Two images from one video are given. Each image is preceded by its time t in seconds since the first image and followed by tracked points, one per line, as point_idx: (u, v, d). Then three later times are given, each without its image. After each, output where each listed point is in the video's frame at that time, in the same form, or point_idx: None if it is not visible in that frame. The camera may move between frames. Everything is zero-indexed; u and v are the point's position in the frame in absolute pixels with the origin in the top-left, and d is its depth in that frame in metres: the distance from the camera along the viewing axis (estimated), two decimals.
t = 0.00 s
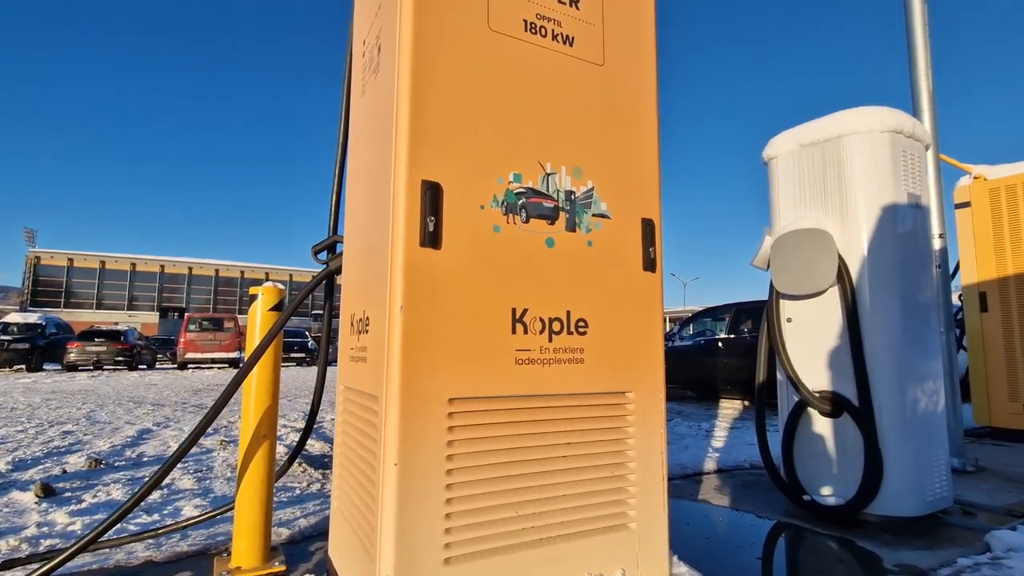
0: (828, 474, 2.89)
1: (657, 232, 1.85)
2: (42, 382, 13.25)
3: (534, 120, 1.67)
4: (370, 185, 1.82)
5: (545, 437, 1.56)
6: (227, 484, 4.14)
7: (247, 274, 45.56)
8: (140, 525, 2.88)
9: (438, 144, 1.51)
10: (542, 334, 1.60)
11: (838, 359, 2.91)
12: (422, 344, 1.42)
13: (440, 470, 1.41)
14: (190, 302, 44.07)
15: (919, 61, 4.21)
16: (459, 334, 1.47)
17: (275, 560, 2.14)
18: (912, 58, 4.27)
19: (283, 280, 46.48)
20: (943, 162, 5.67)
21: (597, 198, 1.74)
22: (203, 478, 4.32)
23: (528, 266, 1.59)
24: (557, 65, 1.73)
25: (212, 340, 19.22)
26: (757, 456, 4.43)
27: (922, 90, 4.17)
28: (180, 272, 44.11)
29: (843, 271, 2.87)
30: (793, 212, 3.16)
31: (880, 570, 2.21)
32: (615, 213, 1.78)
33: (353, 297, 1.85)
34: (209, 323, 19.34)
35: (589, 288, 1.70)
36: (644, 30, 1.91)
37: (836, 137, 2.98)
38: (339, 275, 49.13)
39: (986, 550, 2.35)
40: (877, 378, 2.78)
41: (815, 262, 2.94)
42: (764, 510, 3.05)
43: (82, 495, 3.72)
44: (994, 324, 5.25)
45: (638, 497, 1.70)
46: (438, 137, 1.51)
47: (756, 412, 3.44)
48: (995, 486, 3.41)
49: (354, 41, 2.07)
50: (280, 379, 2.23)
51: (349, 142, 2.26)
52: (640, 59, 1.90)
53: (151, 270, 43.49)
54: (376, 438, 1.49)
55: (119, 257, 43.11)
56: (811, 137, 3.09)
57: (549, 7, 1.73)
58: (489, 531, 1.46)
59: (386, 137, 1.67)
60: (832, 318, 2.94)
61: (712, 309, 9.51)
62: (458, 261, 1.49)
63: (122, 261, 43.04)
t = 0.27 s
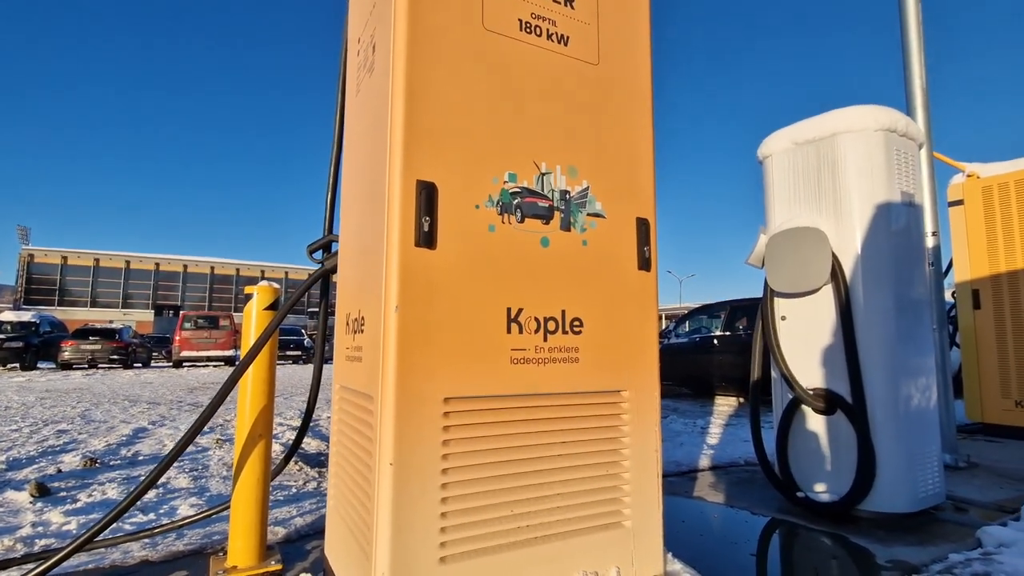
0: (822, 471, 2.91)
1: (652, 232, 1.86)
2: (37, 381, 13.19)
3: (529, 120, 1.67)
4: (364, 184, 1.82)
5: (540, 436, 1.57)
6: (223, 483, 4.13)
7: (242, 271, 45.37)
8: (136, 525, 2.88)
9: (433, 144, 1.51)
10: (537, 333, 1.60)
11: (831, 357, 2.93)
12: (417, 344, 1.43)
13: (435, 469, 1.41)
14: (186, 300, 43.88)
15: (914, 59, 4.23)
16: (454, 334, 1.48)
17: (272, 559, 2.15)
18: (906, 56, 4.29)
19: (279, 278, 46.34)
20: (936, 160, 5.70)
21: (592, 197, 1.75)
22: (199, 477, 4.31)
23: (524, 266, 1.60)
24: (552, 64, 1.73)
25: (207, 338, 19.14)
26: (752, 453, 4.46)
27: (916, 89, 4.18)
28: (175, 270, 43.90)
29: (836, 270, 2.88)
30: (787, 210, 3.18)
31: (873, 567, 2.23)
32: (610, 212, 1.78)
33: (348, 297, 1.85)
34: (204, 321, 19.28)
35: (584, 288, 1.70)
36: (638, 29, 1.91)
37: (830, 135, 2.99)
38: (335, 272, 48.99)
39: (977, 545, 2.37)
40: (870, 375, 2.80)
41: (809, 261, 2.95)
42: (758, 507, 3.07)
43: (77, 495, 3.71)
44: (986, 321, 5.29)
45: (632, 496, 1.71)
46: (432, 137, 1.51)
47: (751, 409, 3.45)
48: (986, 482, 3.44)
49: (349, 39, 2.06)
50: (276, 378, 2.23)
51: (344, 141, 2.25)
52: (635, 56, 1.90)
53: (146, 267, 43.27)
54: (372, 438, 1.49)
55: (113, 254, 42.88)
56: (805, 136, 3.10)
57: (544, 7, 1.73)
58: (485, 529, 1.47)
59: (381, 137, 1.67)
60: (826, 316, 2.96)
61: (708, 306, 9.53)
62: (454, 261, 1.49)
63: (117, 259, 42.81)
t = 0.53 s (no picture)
0: (815, 467, 2.96)
1: (647, 233, 1.89)
2: (34, 380, 13.17)
3: (526, 124, 1.69)
4: (363, 187, 1.84)
5: (537, 434, 1.60)
6: (222, 482, 4.16)
7: (239, 269, 45.24)
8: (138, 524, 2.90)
9: (431, 148, 1.53)
10: (534, 333, 1.63)
11: (825, 354, 2.97)
12: (416, 346, 1.45)
13: (434, 468, 1.44)
14: (182, 298, 43.76)
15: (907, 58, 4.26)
16: (453, 335, 1.50)
17: (273, 556, 2.18)
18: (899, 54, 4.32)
19: (276, 275, 46.25)
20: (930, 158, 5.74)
21: (587, 199, 1.77)
22: (199, 475, 4.34)
23: (521, 268, 1.62)
24: (548, 68, 1.75)
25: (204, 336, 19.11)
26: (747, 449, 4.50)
27: (909, 87, 4.21)
28: (171, 268, 43.75)
29: (830, 268, 2.92)
30: (781, 209, 3.21)
31: (864, 560, 2.27)
32: (605, 214, 1.81)
33: (348, 297, 1.87)
34: (201, 319, 19.25)
35: (580, 289, 1.73)
36: (633, 32, 1.94)
37: (824, 135, 3.02)
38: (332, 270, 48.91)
39: (967, 538, 2.41)
40: (863, 372, 2.84)
41: (803, 259, 2.99)
42: (753, 502, 3.11)
43: (77, 494, 3.73)
44: (979, 317, 5.34)
45: (628, 493, 1.74)
46: (430, 142, 1.53)
47: (746, 406, 3.49)
48: (977, 476, 3.49)
49: (347, 42, 2.07)
50: (276, 378, 2.25)
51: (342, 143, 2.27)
52: (630, 59, 1.93)
53: (142, 266, 43.12)
54: (372, 438, 1.52)
55: (109, 253, 42.72)
56: (799, 135, 3.13)
57: (540, 11, 1.76)
58: (483, 526, 1.50)
59: (379, 141, 1.69)
60: (820, 314, 3.00)
61: (705, 303, 9.58)
62: (452, 263, 1.51)
63: (113, 257, 42.65)
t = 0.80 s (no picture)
0: (805, 462, 3.01)
1: (640, 234, 1.93)
2: (27, 377, 13.12)
3: (522, 128, 1.73)
4: (361, 189, 1.87)
5: (532, 432, 1.64)
6: (220, 478, 4.19)
7: (233, 265, 45.07)
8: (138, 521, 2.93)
9: (429, 153, 1.56)
10: (530, 334, 1.67)
11: (814, 351, 3.03)
12: (414, 347, 1.49)
13: (433, 466, 1.48)
14: (176, 294, 43.55)
15: (898, 58, 4.30)
16: (451, 336, 1.54)
17: (273, 552, 2.21)
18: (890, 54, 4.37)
19: (270, 271, 46.09)
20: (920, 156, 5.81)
21: (582, 202, 1.81)
22: (197, 472, 4.37)
23: (517, 270, 1.66)
24: (543, 72, 1.78)
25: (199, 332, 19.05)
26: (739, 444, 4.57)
27: (899, 87, 4.26)
28: (164, 263, 43.53)
29: (820, 267, 2.97)
30: (773, 209, 3.26)
31: (851, 553, 2.33)
32: (600, 216, 1.85)
33: (347, 297, 1.90)
34: (196, 315, 19.19)
35: (574, 289, 1.77)
36: (629, 37, 1.97)
37: (814, 136, 3.07)
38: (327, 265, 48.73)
39: (950, 531, 2.48)
40: (852, 370, 2.90)
41: (794, 258, 3.03)
42: (744, 496, 3.18)
43: (75, 491, 3.75)
44: (967, 313, 5.43)
45: (621, 488, 1.79)
46: (429, 147, 1.56)
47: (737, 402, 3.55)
48: (963, 470, 3.56)
49: (345, 46, 2.11)
50: (276, 377, 2.29)
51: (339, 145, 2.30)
52: (624, 64, 1.96)
53: (135, 261, 42.86)
54: (372, 436, 1.55)
55: (101, 248, 42.42)
56: (790, 135, 3.18)
57: (535, 16, 1.78)
58: (481, 522, 1.54)
59: (377, 143, 1.72)
60: (810, 312, 3.05)
61: (699, 299, 9.65)
62: (449, 266, 1.55)
63: (106, 253, 42.38)
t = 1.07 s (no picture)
0: (797, 454, 3.07)
1: (637, 232, 1.96)
2: (22, 371, 13.10)
3: (521, 128, 1.76)
4: (362, 188, 1.89)
5: (531, 426, 1.69)
6: (220, 471, 4.23)
7: (228, 258, 44.90)
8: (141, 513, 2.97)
9: (430, 152, 1.59)
10: (528, 330, 1.71)
11: (806, 345, 3.08)
12: (415, 344, 1.53)
13: (434, 459, 1.52)
14: (170, 287, 43.37)
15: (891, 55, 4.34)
16: (452, 332, 1.58)
17: (276, 542, 2.25)
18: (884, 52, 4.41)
19: (265, 264, 45.94)
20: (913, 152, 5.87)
21: (579, 200, 1.85)
22: (197, 465, 4.40)
23: (516, 267, 1.70)
24: (541, 72, 1.81)
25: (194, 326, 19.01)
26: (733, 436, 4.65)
27: (892, 83, 4.31)
28: (158, 257, 43.30)
29: (812, 263, 3.02)
30: (766, 205, 3.30)
31: (839, 541, 2.40)
32: (597, 214, 1.88)
33: (348, 293, 1.94)
34: (191, 309, 19.16)
35: (571, 286, 1.80)
36: (626, 37, 2.00)
37: (808, 133, 3.11)
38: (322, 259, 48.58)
39: (936, 520, 2.55)
40: (843, 364, 2.96)
41: (787, 254, 3.08)
42: (737, 488, 3.24)
43: (76, 484, 3.78)
44: (957, 308, 5.50)
45: (617, 480, 1.84)
46: (430, 147, 1.59)
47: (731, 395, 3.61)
48: (950, 462, 3.64)
49: (345, 45, 2.13)
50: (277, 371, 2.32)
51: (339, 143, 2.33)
52: (620, 63, 1.99)
53: (129, 254, 42.63)
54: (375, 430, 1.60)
55: (94, 241, 42.16)
56: (784, 133, 3.22)
57: (534, 17, 1.81)
58: (481, 513, 1.59)
59: (378, 142, 1.75)
60: (802, 307, 3.10)
61: (693, 293, 9.73)
62: (450, 264, 1.58)
63: (99, 246, 42.11)
